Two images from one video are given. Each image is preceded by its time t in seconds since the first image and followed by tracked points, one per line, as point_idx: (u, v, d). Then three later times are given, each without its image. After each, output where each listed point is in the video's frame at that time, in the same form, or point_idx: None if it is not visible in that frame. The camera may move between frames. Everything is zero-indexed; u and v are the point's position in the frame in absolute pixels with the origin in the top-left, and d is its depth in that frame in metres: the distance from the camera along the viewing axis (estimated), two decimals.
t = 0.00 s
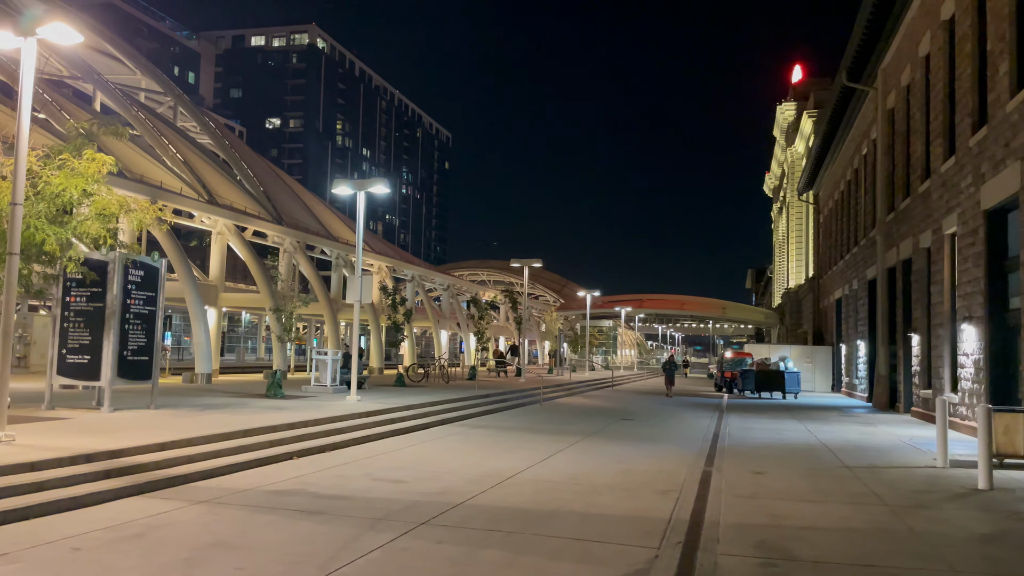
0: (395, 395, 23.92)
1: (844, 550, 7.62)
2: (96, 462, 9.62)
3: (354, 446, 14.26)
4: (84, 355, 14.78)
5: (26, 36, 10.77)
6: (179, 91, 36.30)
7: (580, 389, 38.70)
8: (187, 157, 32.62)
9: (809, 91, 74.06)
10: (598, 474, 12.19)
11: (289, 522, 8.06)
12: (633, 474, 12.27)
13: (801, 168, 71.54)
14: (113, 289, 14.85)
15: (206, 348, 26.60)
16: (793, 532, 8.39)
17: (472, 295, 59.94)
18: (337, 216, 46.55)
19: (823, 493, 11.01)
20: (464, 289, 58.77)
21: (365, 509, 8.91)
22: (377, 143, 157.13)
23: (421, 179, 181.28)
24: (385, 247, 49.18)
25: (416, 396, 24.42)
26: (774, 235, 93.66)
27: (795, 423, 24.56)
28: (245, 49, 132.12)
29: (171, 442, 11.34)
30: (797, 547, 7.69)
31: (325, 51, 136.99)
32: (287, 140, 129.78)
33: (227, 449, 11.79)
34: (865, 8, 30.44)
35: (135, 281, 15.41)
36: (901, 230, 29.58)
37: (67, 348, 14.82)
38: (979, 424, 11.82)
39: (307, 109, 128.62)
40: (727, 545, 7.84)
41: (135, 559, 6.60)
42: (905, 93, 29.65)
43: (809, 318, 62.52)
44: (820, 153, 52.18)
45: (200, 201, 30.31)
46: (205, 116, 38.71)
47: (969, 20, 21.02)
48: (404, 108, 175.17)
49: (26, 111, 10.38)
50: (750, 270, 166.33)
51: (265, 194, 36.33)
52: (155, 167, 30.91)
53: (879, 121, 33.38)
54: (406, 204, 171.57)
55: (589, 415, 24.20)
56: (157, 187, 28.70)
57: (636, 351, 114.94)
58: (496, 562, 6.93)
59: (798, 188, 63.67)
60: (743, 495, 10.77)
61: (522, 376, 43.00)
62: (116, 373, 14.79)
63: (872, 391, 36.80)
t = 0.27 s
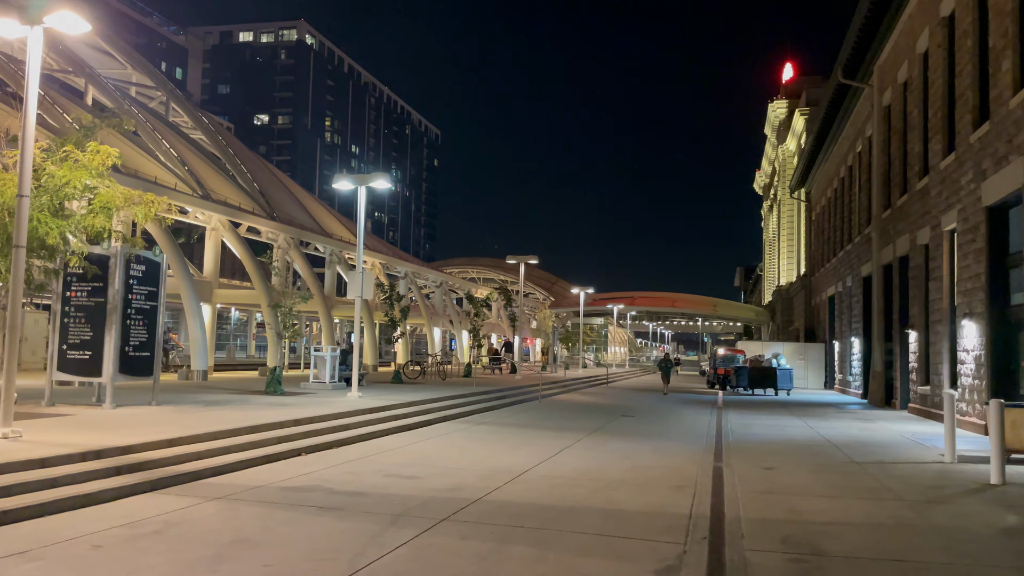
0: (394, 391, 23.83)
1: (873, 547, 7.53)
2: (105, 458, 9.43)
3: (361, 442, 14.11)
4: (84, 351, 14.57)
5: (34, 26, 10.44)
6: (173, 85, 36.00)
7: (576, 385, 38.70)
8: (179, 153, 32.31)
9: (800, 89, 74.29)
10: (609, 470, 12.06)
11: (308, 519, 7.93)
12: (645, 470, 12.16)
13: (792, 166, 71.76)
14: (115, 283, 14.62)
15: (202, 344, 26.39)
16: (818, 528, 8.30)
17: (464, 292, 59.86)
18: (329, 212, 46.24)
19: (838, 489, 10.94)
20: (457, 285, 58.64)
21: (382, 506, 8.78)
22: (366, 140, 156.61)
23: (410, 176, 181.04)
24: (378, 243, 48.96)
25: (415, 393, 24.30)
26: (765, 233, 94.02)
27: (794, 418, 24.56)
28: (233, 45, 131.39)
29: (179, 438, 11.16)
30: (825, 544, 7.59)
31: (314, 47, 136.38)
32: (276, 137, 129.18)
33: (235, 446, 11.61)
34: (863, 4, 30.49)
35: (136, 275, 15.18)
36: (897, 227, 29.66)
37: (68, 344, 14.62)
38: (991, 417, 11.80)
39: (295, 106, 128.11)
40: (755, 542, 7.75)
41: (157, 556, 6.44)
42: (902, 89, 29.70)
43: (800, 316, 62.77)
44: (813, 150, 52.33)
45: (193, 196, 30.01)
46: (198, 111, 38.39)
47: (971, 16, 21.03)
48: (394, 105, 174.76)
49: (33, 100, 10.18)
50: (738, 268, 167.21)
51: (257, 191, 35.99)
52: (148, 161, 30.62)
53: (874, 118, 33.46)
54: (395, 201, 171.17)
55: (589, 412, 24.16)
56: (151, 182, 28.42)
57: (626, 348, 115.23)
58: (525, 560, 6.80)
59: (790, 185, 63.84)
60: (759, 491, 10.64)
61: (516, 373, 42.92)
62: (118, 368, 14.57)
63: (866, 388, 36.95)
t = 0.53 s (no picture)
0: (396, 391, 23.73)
1: (903, 550, 7.49)
2: (119, 462, 9.30)
3: (371, 445, 14.00)
4: (89, 351, 14.39)
5: (45, 21, 10.25)
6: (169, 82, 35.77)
7: (573, 385, 38.65)
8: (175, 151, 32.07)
9: (793, 87, 74.39)
10: (624, 472, 12.00)
11: (332, 524, 7.81)
12: (660, 472, 12.10)
13: (785, 165, 71.89)
14: (120, 282, 14.45)
15: (201, 345, 26.19)
16: (845, 531, 8.26)
17: (459, 291, 59.73)
18: (324, 210, 46.01)
19: (855, 490, 10.91)
20: (452, 284, 58.52)
21: (404, 510, 8.69)
22: (357, 137, 156.01)
23: (401, 175, 180.60)
24: (374, 242, 48.74)
25: (417, 393, 24.20)
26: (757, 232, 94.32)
27: (796, 418, 24.57)
28: (223, 42, 130.62)
29: (191, 440, 11.03)
30: (855, 547, 7.55)
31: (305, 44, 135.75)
32: (267, 134, 128.52)
33: (247, 448, 11.48)
34: (862, 4, 30.57)
35: (141, 274, 14.99)
36: (896, 227, 29.74)
37: (72, 344, 14.44)
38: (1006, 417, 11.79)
39: (286, 104, 127.54)
40: (784, 546, 7.69)
41: (185, 564, 6.33)
42: (901, 89, 29.79)
43: (795, 314, 62.92)
44: (808, 150, 52.43)
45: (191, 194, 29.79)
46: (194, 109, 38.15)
47: (974, 16, 21.11)
48: (385, 103, 174.29)
49: (43, 96, 10.01)
50: (729, 266, 167.76)
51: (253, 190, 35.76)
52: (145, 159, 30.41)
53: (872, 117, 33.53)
54: (387, 199, 170.77)
55: (591, 411, 24.14)
56: (149, 180, 28.21)
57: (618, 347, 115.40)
58: (557, 566, 6.72)
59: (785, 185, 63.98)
60: (777, 493, 10.60)
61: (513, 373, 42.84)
62: (123, 369, 14.40)
63: (863, 387, 37.07)
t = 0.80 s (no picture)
0: (399, 389, 23.64)
1: (934, 548, 7.45)
2: (137, 460, 9.19)
3: (382, 443, 13.90)
4: (96, 348, 14.24)
5: (58, 14, 10.11)
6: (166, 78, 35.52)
7: (572, 383, 38.61)
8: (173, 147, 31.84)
9: (789, 86, 74.47)
10: (640, 470, 11.93)
11: (357, 522, 7.72)
12: (676, 470, 12.04)
13: (781, 164, 71.97)
14: (128, 278, 14.32)
15: (201, 342, 26.05)
16: (871, 529, 8.21)
17: (456, 289, 59.62)
18: (321, 208, 45.78)
19: (873, 488, 10.88)
20: (449, 282, 58.39)
21: (426, 507, 8.60)
22: (350, 135, 155.46)
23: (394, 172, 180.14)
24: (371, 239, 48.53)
25: (420, 391, 24.12)
26: (752, 231, 94.52)
27: (799, 416, 24.55)
28: (216, 39, 129.94)
29: (205, 438, 10.91)
30: (885, 545, 7.51)
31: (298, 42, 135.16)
32: (260, 132, 127.92)
33: (261, 446, 11.37)
34: (863, 3, 30.60)
35: (149, 271, 14.84)
36: (897, 225, 29.77)
37: (78, 341, 14.29)
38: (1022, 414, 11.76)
39: (279, 101, 126.99)
40: (813, 543, 7.64)
41: (216, 562, 6.23)
42: (902, 88, 29.82)
43: (790, 313, 63.06)
44: (805, 148, 52.49)
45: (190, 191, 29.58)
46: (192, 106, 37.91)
47: (979, 14, 21.12)
48: (378, 100, 173.82)
49: (57, 89, 9.87)
50: (722, 264, 168.08)
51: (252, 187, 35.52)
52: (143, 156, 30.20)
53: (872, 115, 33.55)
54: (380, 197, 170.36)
55: (595, 409, 24.09)
56: (148, 177, 28.00)
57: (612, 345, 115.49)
58: (591, 564, 6.65)
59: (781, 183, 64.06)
60: (796, 490, 10.55)
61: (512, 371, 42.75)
62: (130, 366, 14.26)
63: (862, 385, 37.15)
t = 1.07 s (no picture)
0: (405, 388, 23.55)
1: (970, 551, 7.41)
2: (159, 463, 9.08)
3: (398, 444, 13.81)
4: (107, 348, 14.09)
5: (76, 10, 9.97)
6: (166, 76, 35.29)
7: (575, 381, 38.56)
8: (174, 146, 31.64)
9: (786, 85, 74.57)
10: (659, 471, 11.86)
11: (388, 526, 7.62)
12: (696, 471, 11.97)
13: (779, 163, 72.05)
14: (139, 278, 14.18)
15: (205, 341, 25.92)
16: (903, 532, 8.16)
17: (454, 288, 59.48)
18: (321, 206, 45.55)
19: (896, 489, 10.84)
20: (447, 281, 58.24)
21: (455, 510, 8.52)
22: (345, 133, 155.06)
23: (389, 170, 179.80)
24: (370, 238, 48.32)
25: (426, 390, 24.03)
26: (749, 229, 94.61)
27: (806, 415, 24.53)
28: (210, 36, 129.38)
29: (224, 440, 10.80)
30: (921, 549, 7.46)
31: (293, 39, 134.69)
32: (254, 130, 127.43)
33: (280, 448, 11.27)
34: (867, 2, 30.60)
35: (160, 271, 14.69)
36: (900, 224, 29.78)
37: (89, 341, 14.14)
38: None
39: (274, 99, 126.57)
40: (849, 546, 7.59)
41: (253, 568, 6.13)
42: (905, 86, 29.82)
43: (788, 311, 63.15)
44: (804, 147, 52.50)
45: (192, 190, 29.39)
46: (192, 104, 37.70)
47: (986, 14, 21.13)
48: (373, 98, 173.39)
49: (75, 88, 9.74)
50: (717, 263, 168.31)
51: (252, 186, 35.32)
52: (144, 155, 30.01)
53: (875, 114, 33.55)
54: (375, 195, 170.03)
55: (602, 408, 24.04)
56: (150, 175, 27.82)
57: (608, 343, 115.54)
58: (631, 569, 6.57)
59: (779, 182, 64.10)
60: (820, 491, 10.50)
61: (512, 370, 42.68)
62: (142, 367, 14.12)
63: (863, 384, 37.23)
